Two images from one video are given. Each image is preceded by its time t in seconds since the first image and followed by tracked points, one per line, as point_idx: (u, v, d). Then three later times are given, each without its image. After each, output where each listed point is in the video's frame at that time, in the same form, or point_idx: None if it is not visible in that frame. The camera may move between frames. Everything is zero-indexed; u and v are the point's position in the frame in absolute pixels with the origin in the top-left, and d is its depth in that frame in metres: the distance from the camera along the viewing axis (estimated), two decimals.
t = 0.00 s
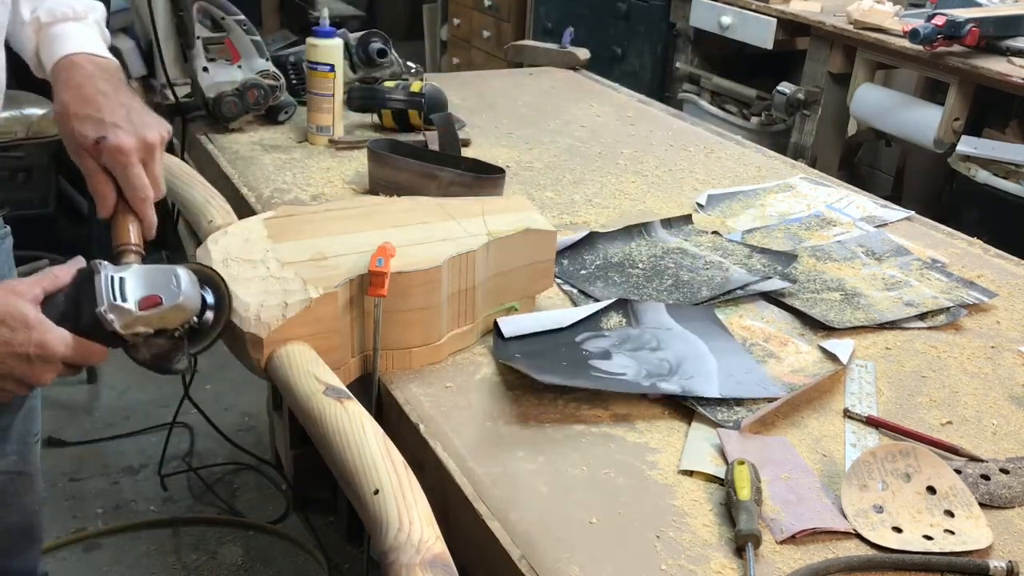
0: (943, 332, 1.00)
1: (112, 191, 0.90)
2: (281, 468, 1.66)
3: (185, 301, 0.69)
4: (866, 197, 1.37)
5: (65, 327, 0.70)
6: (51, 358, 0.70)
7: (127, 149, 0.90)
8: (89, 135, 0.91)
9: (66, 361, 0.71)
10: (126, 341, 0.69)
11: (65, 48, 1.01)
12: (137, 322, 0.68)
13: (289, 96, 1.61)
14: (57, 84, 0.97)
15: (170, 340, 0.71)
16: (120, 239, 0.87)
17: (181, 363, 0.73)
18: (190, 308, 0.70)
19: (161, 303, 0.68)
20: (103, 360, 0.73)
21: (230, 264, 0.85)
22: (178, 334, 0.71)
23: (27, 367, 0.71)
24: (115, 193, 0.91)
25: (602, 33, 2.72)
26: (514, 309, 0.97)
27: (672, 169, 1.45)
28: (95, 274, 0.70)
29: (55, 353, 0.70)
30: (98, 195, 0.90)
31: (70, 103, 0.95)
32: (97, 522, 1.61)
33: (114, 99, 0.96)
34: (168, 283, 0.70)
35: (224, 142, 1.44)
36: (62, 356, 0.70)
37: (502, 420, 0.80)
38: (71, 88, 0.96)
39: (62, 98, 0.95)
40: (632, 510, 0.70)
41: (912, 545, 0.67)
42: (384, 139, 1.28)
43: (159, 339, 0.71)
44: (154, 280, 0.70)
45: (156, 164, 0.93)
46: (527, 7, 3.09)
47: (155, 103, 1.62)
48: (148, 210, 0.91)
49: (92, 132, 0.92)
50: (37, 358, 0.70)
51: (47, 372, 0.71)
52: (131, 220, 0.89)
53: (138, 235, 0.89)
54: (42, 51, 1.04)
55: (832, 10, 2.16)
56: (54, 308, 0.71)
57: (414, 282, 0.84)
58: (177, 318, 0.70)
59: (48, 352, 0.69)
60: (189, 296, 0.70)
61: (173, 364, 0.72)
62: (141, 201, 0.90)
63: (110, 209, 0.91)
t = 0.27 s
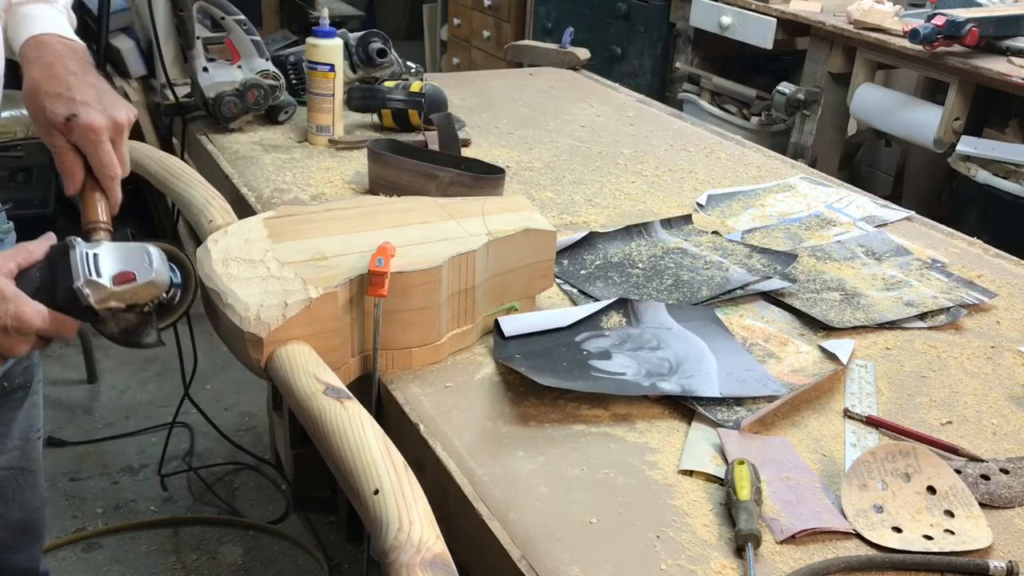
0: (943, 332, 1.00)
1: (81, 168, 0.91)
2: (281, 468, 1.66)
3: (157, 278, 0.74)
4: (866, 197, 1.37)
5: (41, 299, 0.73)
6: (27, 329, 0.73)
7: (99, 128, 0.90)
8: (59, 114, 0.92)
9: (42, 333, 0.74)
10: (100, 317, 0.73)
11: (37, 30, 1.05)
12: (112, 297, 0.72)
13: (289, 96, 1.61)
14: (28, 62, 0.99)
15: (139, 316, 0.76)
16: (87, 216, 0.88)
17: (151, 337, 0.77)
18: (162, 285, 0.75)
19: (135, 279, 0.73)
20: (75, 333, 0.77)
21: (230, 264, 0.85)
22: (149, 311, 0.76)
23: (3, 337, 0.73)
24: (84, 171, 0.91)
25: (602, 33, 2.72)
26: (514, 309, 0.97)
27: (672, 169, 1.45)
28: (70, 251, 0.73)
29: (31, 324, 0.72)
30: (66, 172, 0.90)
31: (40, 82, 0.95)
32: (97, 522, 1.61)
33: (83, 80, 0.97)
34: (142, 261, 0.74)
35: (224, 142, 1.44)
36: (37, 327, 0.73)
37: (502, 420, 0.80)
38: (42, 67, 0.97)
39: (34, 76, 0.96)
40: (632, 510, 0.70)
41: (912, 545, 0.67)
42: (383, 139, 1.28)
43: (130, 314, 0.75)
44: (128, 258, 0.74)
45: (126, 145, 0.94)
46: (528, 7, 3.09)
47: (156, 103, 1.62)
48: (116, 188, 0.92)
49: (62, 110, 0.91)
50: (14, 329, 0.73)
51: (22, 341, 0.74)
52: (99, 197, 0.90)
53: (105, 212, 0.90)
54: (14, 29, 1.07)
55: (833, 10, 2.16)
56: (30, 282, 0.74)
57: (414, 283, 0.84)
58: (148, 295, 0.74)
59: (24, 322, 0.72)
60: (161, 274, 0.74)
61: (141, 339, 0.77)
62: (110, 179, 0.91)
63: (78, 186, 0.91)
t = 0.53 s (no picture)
0: (943, 332, 1.00)
1: (99, 175, 0.92)
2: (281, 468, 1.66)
3: (174, 246, 0.70)
4: (865, 197, 1.37)
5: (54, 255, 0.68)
6: (36, 277, 0.67)
7: (123, 141, 0.94)
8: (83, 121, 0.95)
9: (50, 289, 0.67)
10: (110, 283, 0.68)
11: (58, 48, 1.05)
12: (126, 259, 0.68)
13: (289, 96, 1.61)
14: (50, 77, 1.01)
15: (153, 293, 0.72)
16: (104, 208, 0.88)
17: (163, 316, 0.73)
18: (178, 256, 0.71)
19: (150, 244, 0.69)
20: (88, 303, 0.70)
21: (230, 264, 0.85)
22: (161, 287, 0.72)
23: (8, 288, 0.67)
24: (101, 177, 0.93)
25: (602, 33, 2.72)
26: (514, 309, 0.97)
27: (672, 169, 1.45)
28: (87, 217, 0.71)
29: (40, 271, 0.66)
30: (86, 177, 0.91)
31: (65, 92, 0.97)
32: (97, 522, 1.61)
33: (105, 95, 1.01)
34: (156, 231, 0.71)
35: (224, 142, 1.44)
36: (46, 278, 0.67)
37: (502, 420, 0.80)
38: (66, 80, 1.00)
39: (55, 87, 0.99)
40: (631, 510, 0.70)
41: (913, 545, 0.67)
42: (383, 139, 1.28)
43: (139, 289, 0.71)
44: (142, 228, 0.71)
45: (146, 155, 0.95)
46: (528, 7, 3.09)
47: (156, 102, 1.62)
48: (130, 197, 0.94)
49: (87, 122, 0.94)
50: (21, 274, 0.66)
51: (29, 291, 0.67)
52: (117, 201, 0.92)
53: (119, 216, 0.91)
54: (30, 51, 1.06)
55: (832, 10, 2.16)
56: (41, 241, 0.69)
57: (414, 283, 0.84)
58: (162, 266, 0.70)
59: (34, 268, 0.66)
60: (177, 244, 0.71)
61: (152, 320, 0.72)
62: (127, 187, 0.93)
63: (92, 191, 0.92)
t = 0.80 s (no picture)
0: (943, 332, 1.00)
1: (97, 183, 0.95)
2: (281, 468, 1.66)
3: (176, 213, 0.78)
4: (865, 197, 1.37)
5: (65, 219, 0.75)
6: (46, 227, 0.73)
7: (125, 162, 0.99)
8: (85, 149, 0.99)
9: (58, 241, 0.73)
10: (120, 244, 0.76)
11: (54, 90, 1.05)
12: (134, 220, 0.75)
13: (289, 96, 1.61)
14: (46, 112, 1.03)
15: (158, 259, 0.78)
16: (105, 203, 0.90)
17: (172, 279, 0.77)
18: (180, 223, 0.78)
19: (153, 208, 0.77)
20: (95, 263, 0.76)
21: (230, 264, 0.85)
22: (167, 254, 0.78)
23: (19, 237, 0.73)
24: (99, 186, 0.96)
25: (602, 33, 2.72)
26: (514, 309, 0.97)
27: (672, 169, 1.45)
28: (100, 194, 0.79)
29: (48, 223, 0.73)
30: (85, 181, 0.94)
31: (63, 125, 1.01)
32: (97, 522, 1.61)
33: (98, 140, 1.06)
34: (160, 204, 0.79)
35: (224, 142, 1.44)
36: (57, 229, 0.73)
37: (502, 420, 0.80)
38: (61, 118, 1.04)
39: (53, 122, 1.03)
40: (631, 510, 0.70)
41: (912, 545, 0.67)
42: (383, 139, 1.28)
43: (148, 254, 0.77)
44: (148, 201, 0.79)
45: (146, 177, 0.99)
46: (528, 7, 3.09)
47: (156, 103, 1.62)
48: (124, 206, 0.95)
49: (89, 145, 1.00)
50: (32, 223, 0.73)
51: (39, 238, 0.73)
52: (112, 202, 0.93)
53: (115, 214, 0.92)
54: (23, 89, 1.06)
55: (833, 10, 2.16)
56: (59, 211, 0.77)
57: (414, 283, 0.84)
58: (167, 231, 0.77)
59: (43, 221, 0.73)
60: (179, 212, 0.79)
61: (162, 279, 0.77)
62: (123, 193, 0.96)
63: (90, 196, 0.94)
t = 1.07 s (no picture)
0: (943, 332, 1.00)
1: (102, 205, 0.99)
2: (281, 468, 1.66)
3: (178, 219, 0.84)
4: (865, 197, 1.37)
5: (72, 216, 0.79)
6: (54, 218, 0.76)
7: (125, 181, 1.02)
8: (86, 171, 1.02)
9: (66, 232, 0.77)
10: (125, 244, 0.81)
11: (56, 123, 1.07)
12: (140, 223, 0.81)
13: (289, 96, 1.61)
14: (46, 140, 1.05)
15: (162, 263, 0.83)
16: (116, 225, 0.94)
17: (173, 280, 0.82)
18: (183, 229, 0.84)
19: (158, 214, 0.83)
20: (98, 262, 0.79)
21: (230, 264, 0.85)
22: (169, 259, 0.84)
23: (28, 226, 0.75)
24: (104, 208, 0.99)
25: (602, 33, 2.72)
26: (514, 309, 0.97)
27: (672, 169, 1.45)
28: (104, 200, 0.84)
29: (58, 216, 0.77)
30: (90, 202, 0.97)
31: (64, 151, 1.04)
32: (97, 522, 1.61)
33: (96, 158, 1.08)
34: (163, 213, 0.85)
35: (224, 142, 1.44)
36: (66, 223, 0.77)
37: (502, 420, 0.80)
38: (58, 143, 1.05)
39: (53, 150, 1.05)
40: (631, 510, 0.70)
41: (912, 545, 0.67)
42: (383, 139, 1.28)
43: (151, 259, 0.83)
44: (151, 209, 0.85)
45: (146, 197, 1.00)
46: (528, 7, 3.08)
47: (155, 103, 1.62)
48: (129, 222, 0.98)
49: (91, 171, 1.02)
50: (40, 214, 0.76)
51: (45, 228, 0.76)
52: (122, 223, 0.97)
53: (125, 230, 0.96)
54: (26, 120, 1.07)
55: (833, 10, 2.16)
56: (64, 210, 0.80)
57: (414, 282, 0.84)
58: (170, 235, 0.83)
59: (53, 214, 0.77)
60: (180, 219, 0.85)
61: (166, 280, 0.81)
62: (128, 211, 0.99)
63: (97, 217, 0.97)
